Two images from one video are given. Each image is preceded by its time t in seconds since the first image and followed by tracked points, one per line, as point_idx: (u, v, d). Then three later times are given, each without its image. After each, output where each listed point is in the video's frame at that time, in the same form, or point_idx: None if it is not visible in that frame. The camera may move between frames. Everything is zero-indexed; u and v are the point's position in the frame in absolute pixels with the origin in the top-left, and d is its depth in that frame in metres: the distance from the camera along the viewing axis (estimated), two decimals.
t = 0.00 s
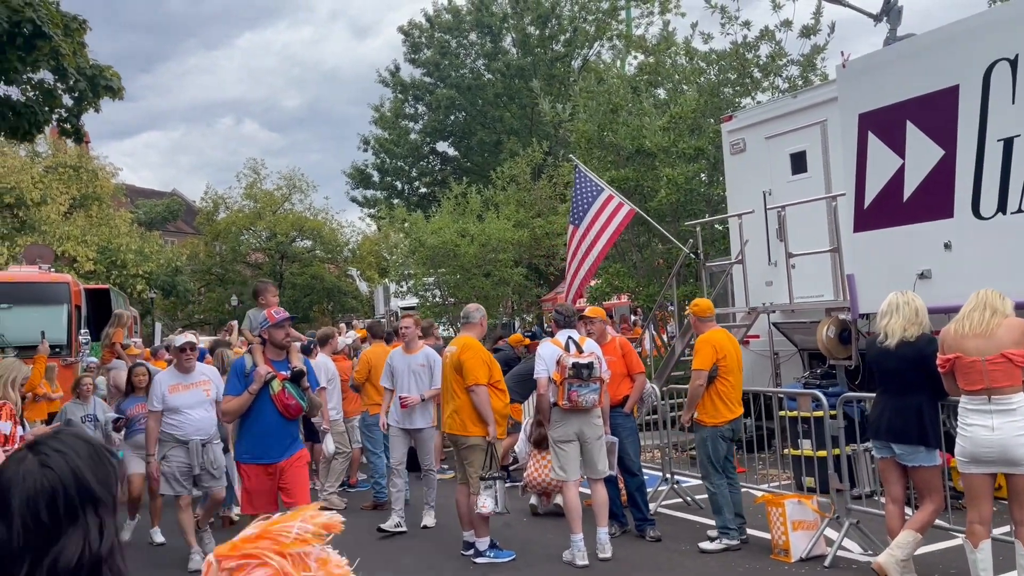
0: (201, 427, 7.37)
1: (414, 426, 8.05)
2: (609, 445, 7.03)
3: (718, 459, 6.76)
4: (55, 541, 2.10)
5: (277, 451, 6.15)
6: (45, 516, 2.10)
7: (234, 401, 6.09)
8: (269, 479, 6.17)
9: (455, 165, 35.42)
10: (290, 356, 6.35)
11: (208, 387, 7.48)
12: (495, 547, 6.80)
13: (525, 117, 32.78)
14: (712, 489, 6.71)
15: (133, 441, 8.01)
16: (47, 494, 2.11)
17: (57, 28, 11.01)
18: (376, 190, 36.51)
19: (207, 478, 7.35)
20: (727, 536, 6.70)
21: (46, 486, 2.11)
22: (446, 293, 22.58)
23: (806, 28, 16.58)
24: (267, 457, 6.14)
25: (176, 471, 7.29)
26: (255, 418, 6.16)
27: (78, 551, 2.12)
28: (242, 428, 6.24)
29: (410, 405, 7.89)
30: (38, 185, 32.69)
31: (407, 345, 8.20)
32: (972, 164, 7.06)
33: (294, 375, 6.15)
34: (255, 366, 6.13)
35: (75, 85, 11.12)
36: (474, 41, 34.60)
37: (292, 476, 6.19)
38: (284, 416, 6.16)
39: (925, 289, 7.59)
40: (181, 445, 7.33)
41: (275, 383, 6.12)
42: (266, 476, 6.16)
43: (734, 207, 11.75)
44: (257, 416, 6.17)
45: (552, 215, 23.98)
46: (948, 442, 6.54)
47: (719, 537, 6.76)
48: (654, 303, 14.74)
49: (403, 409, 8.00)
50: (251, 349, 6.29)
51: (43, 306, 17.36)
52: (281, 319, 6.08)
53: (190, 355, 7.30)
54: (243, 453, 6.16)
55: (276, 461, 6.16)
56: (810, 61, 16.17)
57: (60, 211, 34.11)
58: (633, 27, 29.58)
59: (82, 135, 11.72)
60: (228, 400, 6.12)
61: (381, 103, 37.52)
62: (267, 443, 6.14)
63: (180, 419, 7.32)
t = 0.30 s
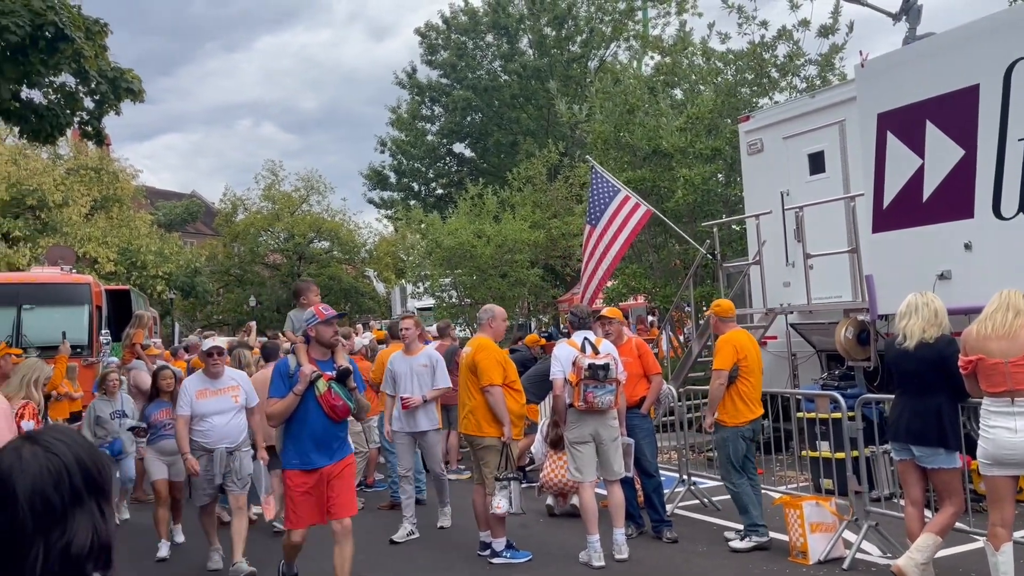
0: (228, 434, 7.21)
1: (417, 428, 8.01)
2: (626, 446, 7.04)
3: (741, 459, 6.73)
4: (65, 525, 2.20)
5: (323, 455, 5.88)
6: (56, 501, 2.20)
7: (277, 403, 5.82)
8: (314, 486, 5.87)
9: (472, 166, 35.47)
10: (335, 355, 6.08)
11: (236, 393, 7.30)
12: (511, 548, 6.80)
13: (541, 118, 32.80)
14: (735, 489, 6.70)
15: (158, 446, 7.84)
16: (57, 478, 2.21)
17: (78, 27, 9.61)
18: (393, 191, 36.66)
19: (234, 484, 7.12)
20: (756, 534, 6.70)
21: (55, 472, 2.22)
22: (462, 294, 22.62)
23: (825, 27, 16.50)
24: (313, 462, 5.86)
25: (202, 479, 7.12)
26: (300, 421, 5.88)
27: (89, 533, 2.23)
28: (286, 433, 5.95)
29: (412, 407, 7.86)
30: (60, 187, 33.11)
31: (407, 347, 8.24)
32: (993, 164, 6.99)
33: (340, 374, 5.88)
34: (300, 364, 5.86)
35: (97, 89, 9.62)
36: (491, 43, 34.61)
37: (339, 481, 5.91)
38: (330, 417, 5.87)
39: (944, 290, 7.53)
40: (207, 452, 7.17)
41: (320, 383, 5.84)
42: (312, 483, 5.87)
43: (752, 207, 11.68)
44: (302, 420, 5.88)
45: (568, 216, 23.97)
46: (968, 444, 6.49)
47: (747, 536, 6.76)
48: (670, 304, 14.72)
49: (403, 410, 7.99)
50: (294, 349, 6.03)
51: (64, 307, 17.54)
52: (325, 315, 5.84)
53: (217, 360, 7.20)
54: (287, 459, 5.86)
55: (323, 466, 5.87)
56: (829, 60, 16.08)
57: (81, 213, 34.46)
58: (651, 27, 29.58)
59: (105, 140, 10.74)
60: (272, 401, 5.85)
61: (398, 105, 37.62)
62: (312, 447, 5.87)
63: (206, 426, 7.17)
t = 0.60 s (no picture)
0: (257, 430, 6.94)
1: (418, 432, 7.86)
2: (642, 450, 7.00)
3: (766, 463, 6.67)
4: (56, 519, 2.07)
5: (360, 460, 5.51)
6: (48, 496, 2.07)
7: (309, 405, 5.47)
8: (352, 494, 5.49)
9: (492, 168, 35.49)
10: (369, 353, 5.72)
11: (266, 389, 7.07)
12: (528, 550, 6.79)
13: (562, 119, 32.75)
14: (764, 493, 6.64)
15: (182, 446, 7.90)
16: (46, 471, 2.09)
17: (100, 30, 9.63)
18: (414, 193, 36.76)
19: (261, 489, 6.87)
20: (781, 540, 6.68)
21: (45, 466, 2.10)
22: (482, 296, 22.65)
23: (847, 27, 16.34)
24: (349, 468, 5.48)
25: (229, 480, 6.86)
26: (333, 425, 5.52)
27: (81, 528, 2.10)
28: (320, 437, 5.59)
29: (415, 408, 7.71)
30: (86, 189, 33.58)
31: (412, 348, 8.27)
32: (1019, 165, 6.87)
33: (374, 373, 5.52)
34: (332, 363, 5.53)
35: (119, 91, 9.67)
36: (511, 45, 34.57)
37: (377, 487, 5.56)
38: (365, 421, 5.51)
39: (969, 292, 7.42)
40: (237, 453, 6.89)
41: (353, 383, 5.48)
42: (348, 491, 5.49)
43: (773, 208, 11.58)
44: (336, 423, 5.52)
45: (588, 217, 23.91)
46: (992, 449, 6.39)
47: (771, 542, 6.74)
48: (690, 306, 14.64)
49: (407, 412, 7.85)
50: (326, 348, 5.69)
51: (89, 308, 17.77)
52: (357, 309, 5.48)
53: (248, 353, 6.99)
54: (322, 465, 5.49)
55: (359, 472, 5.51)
56: (851, 60, 15.90)
57: (107, 215, 34.90)
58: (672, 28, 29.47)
59: (127, 141, 10.83)
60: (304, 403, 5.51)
61: (418, 106, 37.71)
62: (348, 452, 5.49)
63: (232, 421, 6.92)
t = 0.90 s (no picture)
0: (278, 446, 6.35)
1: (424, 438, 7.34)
2: (660, 456, 6.90)
3: (793, 470, 6.60)
4: (48, 527, 2.03)
5: (390, 474, 5.01)
6: (37, 504, 2.03)
7: (337, 413, 4.97)
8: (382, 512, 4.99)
9: (514, 169, 35.47)
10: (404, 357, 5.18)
11: (288, 401, 6.45)
12: (543, 556, 6.73)
13: (584, 121, 32.65)
14: (790, 501, 6.57)
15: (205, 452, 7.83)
16: (32, 482, 2.03)
17: (122, 35, 9.76)
18: (436, 195, 36.81)
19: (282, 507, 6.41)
20: (801, 549, 6.60)
21: (30, 478, 2.04)
22: (503, 298, 22.63)
23: (873, 27, 16.13)
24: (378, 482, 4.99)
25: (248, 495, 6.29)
26: (363, 434, 5.03)
27: (72, 534, 2.06)
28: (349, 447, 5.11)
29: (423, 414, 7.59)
30: (113, 191, 33.98)
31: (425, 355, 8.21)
32: None
33: (407, 380, 5.00)
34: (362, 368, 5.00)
35: (140, 94, 9.72)
36: (534, 46, 34.42)
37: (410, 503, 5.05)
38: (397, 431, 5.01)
39: (995, 297, 7.27)
40: (257, 466, 6.35)
41: (384, 390, 4.98)
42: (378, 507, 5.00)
43: (796, 210, 11.43)
44: (366, 432, 5.02)
45: (610, 219, 23.80)
46: (1018, 457, 6.27)
47: (792, 550, 6.66)
48: (711, 309, 14.50)
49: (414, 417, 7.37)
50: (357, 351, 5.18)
51: (113, 308, 17.94)
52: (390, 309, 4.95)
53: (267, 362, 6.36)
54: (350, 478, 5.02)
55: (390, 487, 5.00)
56: (877, 60, 15.70)
57: (134, 216, 35.28)
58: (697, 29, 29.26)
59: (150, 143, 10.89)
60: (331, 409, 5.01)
61: (441, 108, 37.75)
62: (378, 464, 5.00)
63: (254, 436, 6.34)
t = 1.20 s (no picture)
0: (298, 443, 6.20)
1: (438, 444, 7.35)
2: (677, 460, 6.84)
3: (816, 477, 6.49)
4: None
5: (429, 482, 4.74)
6: None
7: (376, 415, 4.69)
8: (419, 519, 4.74)
9: (535, 171, 35.44)
10: (443, 357, 4.94)
11: (307, 395, 6.31)
12: (557, 560, 6.68)
13: (606, 122, 32.55)
14: (811, 507, 6.47)
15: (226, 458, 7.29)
16: None
17: (142, 37, 9.81)
18: (457, 196, 36.87)
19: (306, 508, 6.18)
20: (819, 556, 6.51)
21: None
22: (523, 299, 22.59)
23: (898, 26, 15.93)
24: (416, 489, 4.72)
25: (266, 498, 6.15)
26: (400, 438, 4.75)
27: (16, 547, 2.03)
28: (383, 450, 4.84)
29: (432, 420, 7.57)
30: (138, 192, 34.32)
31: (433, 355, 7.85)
32: None
33: (450, 383, 4.75)
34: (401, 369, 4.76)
35: (160, 95, 9.76)
36: (555, 47, 34.33)
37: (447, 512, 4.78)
38: (438, 438, 4.74)
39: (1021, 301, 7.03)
40: (275, 466, 6.17)
41: (426, 393, 4.72)
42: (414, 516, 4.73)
43: (818, 213, 11.29)
44: (404, 436, 4.75)
45: (631, 220, 23.68)
46: None
47: (810, 557, 6.58)
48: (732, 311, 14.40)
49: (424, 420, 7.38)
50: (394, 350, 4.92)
51: (136, 308, 18.09)
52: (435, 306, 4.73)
53: (286, 356, 6.23)
54: (385, 483, 4.75)
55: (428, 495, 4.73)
56: (902, 60, 15.50)
57: (159, 217, 35.60)
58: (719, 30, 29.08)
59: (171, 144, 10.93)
60: (368, 410, 4.73)
61: (463, 110, 37.78)
62: (417, 470, 4.73)
63: (273, 433, 6.17)
